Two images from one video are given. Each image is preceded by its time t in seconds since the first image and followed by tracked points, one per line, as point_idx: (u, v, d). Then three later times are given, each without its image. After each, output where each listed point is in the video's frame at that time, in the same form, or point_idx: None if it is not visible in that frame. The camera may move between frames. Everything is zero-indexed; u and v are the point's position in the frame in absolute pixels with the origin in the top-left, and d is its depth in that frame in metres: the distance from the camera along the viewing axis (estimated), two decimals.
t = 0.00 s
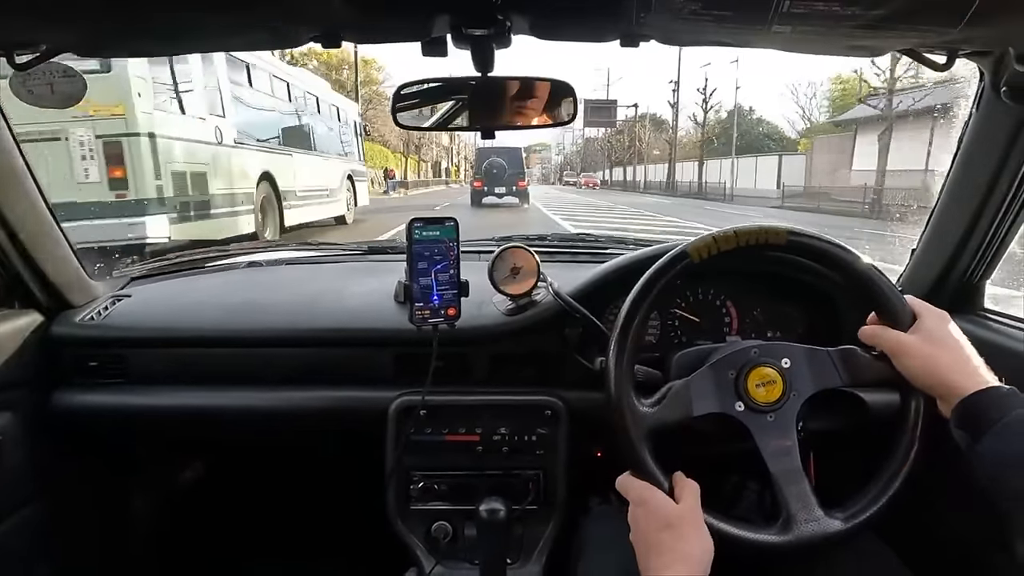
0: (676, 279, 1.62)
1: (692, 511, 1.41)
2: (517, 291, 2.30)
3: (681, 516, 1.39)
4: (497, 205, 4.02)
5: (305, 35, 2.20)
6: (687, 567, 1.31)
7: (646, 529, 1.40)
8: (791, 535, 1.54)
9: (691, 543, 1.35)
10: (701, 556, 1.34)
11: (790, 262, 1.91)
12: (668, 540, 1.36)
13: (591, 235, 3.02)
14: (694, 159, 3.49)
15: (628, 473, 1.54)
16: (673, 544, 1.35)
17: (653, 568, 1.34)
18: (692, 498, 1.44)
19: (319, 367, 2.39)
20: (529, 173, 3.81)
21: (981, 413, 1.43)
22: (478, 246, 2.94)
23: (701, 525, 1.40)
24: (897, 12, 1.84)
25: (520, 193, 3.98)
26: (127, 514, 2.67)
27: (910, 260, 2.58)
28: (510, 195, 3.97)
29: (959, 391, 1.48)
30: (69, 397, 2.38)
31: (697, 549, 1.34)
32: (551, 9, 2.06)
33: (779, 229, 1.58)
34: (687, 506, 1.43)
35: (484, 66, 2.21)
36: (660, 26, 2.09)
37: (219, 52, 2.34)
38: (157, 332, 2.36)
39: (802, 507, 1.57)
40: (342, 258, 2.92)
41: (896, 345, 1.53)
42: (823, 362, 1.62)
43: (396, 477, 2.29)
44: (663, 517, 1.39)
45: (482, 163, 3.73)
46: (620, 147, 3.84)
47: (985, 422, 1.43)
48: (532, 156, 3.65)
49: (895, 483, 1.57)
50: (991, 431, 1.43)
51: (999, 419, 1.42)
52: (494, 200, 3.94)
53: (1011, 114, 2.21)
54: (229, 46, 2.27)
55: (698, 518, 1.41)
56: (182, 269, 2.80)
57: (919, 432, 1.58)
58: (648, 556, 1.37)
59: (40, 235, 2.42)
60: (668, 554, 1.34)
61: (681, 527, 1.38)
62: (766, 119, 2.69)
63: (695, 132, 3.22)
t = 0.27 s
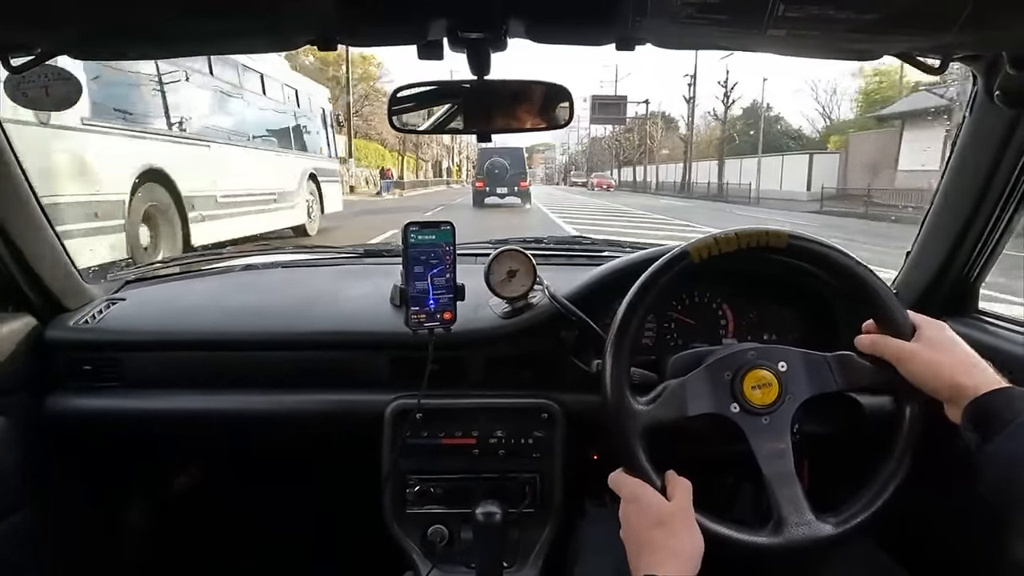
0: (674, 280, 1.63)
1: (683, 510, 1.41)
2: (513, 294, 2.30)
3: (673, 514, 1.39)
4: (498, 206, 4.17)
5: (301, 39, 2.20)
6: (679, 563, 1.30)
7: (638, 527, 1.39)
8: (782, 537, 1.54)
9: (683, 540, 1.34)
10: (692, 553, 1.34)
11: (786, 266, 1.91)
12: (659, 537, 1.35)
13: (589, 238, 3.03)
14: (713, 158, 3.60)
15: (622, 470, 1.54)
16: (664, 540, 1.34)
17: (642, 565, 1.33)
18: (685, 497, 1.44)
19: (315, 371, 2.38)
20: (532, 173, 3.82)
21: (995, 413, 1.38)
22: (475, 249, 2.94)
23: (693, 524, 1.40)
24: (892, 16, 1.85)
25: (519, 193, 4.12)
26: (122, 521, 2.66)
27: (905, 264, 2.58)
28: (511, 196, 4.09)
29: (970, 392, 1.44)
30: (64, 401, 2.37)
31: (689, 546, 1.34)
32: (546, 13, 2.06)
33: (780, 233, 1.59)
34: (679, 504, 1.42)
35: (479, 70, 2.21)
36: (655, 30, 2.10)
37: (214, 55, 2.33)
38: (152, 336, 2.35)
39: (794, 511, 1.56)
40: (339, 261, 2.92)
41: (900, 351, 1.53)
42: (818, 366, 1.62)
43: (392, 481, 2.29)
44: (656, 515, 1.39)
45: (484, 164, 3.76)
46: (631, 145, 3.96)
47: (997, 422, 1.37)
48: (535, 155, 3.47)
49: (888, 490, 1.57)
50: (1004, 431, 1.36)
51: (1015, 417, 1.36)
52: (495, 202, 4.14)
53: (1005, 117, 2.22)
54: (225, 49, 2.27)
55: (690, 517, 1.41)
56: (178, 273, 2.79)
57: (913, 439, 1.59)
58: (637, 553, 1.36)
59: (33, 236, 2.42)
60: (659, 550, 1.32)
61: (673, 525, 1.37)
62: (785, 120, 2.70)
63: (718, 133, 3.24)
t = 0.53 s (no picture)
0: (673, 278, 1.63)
1: (679, 507, 1.41)
2: (511, 292, 2.30)
3: (669, 511, 1.39)
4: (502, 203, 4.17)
5: (299, 36, 2.20)
6: (674, 562, 1.32)
7: (633, 523, 1.39)
8: (775, 537, 1.54)
9: (678, 538, 1.35)
10: (687, 551, 1.35)
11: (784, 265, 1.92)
12: (655, 534, 1.35)
13: (587, 237, 3.03)
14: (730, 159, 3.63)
15: (618, 466, 1.54)
16: (659, 538, 1.35)
17: (637, 561, 1.34)
18: (679, 493, 1.44)
19: (313, 369, 2.38)
20: (535, 174, 3.96)
21: (1011, 416, 1.49)
22: (473, 247, 2.94)
23: (688, 520, 1.41)
24: (890, 17, 1.85)
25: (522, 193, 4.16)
26: (114, 516, 2.59)
27: (902, 264, 2.59)
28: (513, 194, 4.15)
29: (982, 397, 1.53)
30: (60, 398, 2.37)
31: (684, 545, 1.35)
32: (546, 11, 2.06)
33: (781, 233, 1.60)
34: (674, 502, 1.42)
35: (478, 67, 2.20)
36: (655, 30, 2.10)
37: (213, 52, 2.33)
38: (149, 333, 2.35)
39: (787, 511, 1.57)
40: (337, 258, 2.92)
41: (913, 359, 1.56)
42: (817, 367, 1.62)
43: (389, 479, 2.29)
44: (651, 513, 1.39)
45: (488, 163, 3.84)
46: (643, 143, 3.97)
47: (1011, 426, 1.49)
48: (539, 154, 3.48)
49: (881, 493, 1.57)
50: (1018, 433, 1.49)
51: None
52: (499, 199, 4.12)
53: (1003, 118, 2.22)
54: (223, 47, 2.27)
55: (685, 514, 1.41)
56: (175, 270, 2.79)
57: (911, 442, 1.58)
58: (631, 547, 1.37)
59: (31, 233, 2.42)
60: (655, 548, 1.33)
61: (668, 522, 1.37)
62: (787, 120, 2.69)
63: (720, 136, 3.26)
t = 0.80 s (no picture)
0: (672, 282, 1.63)
1: (671, 509, 1.42)
2: (508, 295, 2.31)
3: (662, 512, 1.40)
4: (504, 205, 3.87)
5: (298, 39, 2.20)
6: (666, 560, 1.33)
7: (626, 520, 1.40)
8: (767, 542, 1.54)
9: (670, 536, 1.37)
10: (678, 550, 1.36)
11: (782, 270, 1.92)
12: (647, 532, 1.36)
13: (585, 240, 3.02)
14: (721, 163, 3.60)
15: (612, 467, 1.55)
16: (652, 536, 1.36)
17: (629, 557, 1.34)
18: (674, 495, 1.45)
19: (310, 371, 2.38)
20: (537, 174, 3.76)
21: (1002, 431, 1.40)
22: (471, 250, 2.93)
23: (681, 521, 1.42)
24: (888, 23, 1.86)
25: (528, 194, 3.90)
26: (112, 516, 2.57)
27: (900, 270, 2.60)
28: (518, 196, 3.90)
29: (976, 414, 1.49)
30: (56, 399, 2.37)
31: (677, 544, 1.36)
32: (545, 15, 2.07)
33: (783, 239, 1.61)
34: (667, 502, 1.43)
35: (477, 71, 2.20)
36: (654, 34, 2.10)
37: (212, 53, 2.33)
38: (145, 335, 2.35)
39: (779, 517, 1.57)
40: (334, 260, 2.91)
41: (908, 368, 1.56)
42: (815, 373, 1.62)
43: (385, 482, 2.28)
44: (644, 512, 1.40)
45: (488, 164, 3.71)
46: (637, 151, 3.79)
47: (1002, 443, 1.39)
48: (542, 156, 3.46)
49: (875, 499, 1.57)
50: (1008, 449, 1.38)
51: None
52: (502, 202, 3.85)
53: (999, 126, 2.24)
54: (223, 48, 2.27)
55: (678, 516, 1.42)
56: (172, 271, 2.78)
57: (907, 448, 1.59)
58: (621, 544, 1.38)
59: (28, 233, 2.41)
60: (647, 546, 1.34)
61: (662, 522, 1.39)
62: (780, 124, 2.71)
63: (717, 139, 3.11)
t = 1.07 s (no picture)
0: (675, 280, 1.63)
1: (666, 500, 1.41)
2: (509, 295, 2.31)
3: (656, 504, 1.40)
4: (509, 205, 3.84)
5: (299, 37, 2.20)
6: (656, 550, 1.33)
7: (620, 509, 1.40)
8: (759, 540, 1.55)
9: (663, 528, 1.37)
10: (671, 541, 1.36)
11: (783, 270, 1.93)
12: (640, 524, 1.36)
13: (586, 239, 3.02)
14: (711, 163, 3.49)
15: (608, 458, 1.55)
16: (645, 527, 1.36)
17: (621, 549, 1.34)
18: (667, 485, 1.45)
19: (310, 370, 2.38)
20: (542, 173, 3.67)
21: (1001, 444, 1.38)
22: (472, 248, 2.94)
23: (675, 513, 1.42)
24: (889, 23, 1.86)
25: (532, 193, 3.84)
26: (112, 515, 2.57)
27: (900, 271, 2.61)
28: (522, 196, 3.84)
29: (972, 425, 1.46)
30: (56, 396, 2.37)
31: (669, 535, 1.36)
32: (547, 13, 2.07)
33: (791, 240, 1.61)
34: (662, 494, 1.43)
35: (478, 68, 2.19)
36: (655, 33, 2.10)
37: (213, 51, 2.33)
38: (146, 332, 2.35)
39: (773, 517, 1.57)
40: (335, 258, 2.91)
41: (908, 376, 1.55)
42: (814, 374, 1.63)
43: (385, 480, 2.29)
44: (638, 503, 1.40)
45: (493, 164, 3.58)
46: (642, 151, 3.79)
47: (1000, 455, 1.37)
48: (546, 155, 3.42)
49: (872, 502, 1.57)
50: (1004, 462, 1.35)
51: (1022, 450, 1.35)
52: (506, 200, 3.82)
53: (1000, 126, 2.24)
54: (224, 46, 2.27)
55: (672, 507, 1.42)
56: (173, 268, 2.78)
57: (907, 450, 1.57)
58: (614, 533, 1.38)
59: (27, 230, 2.42)
60: (640, 537, 1.35)
61: (656, 513, 1.38)
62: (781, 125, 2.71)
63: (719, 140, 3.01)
